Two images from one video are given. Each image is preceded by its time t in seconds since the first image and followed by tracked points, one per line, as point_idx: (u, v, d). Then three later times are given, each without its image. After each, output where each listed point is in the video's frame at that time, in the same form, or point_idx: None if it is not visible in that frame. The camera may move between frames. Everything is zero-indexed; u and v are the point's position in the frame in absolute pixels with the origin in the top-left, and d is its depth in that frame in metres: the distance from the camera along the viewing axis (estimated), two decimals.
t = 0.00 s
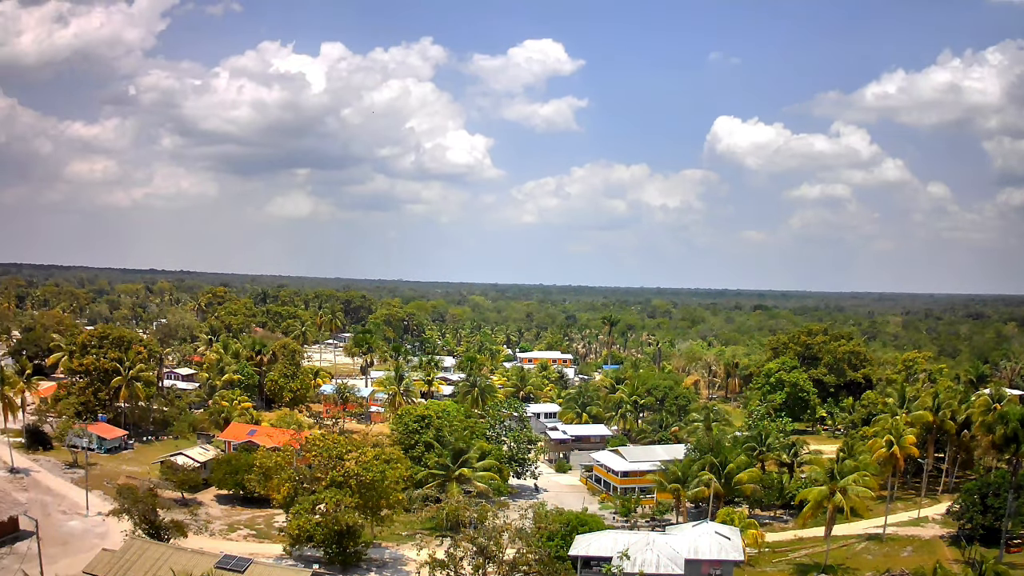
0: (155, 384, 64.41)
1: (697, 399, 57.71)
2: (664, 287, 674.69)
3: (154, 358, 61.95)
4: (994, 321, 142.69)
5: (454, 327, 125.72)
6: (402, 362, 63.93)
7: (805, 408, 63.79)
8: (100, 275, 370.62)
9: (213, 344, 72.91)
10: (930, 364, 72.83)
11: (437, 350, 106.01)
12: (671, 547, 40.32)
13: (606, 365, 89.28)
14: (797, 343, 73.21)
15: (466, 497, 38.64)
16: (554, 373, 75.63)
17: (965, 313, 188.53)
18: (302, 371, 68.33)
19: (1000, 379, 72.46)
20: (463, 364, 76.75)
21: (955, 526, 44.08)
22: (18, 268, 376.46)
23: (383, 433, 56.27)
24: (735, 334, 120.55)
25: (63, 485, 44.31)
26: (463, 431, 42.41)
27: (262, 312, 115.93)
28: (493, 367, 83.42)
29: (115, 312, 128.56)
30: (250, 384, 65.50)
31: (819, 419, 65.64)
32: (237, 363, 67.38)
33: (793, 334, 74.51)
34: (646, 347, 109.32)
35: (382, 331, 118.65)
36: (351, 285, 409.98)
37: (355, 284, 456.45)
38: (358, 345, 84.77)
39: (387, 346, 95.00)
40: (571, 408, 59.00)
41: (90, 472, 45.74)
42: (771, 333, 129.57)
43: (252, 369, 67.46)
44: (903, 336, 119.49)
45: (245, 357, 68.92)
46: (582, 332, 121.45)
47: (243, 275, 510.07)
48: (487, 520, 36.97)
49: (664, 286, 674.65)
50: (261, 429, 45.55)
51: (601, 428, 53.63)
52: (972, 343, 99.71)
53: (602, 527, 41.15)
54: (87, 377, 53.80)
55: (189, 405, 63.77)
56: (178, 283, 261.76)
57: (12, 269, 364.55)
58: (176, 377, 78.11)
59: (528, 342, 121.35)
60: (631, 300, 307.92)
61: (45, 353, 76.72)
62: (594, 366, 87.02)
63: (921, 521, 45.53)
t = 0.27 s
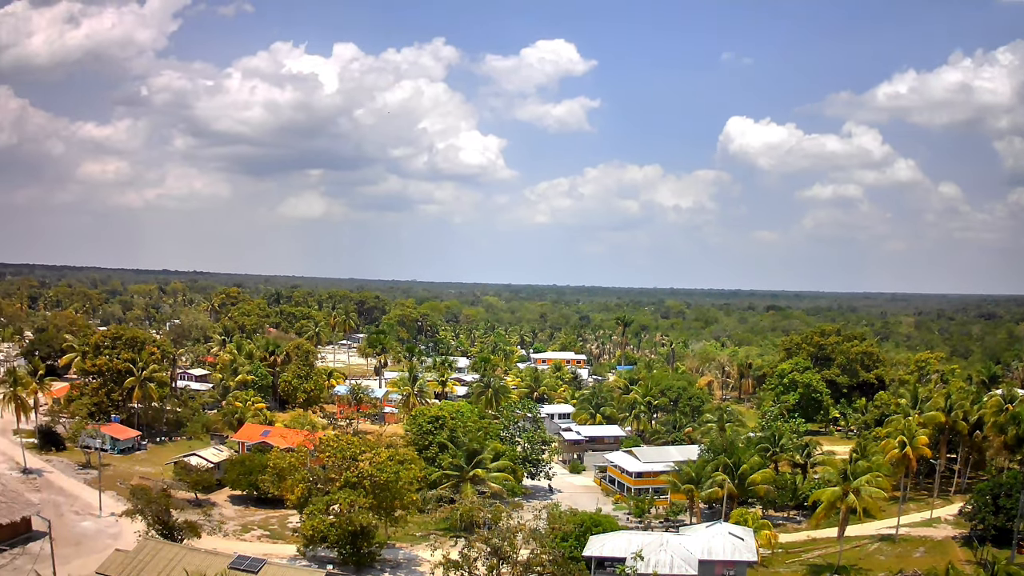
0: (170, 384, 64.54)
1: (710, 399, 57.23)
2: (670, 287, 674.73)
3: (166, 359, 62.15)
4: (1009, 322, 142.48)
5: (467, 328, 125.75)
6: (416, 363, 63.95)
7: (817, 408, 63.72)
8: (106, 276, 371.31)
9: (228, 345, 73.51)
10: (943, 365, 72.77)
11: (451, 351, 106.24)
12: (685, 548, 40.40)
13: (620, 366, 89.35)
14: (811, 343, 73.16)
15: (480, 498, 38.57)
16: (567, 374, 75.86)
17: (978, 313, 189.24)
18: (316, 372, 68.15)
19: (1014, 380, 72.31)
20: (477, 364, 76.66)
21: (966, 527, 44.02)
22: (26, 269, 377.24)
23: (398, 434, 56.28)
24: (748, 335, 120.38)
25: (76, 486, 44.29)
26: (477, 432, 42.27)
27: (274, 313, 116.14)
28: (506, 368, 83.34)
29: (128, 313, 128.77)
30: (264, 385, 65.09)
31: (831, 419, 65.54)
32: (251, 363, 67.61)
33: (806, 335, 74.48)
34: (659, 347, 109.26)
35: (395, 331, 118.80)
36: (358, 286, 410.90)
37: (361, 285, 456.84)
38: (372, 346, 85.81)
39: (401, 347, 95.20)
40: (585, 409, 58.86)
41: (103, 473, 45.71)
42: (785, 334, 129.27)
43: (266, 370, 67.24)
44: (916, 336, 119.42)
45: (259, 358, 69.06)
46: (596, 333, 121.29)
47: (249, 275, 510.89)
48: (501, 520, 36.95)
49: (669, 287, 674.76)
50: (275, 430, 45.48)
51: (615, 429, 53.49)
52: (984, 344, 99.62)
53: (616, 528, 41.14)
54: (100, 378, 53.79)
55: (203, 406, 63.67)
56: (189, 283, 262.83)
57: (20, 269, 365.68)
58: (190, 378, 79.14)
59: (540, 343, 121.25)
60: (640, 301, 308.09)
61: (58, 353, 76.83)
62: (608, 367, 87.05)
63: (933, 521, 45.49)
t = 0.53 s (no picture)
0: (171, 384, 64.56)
1: (710, 400, 57.20)
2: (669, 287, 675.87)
3: (167, 359, 62.13)
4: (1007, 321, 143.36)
5: (468, 328, 125.99)
6: (415, 363, 63.89)
7: (817, 408, 63.70)
8: (107, 276, 371.39)
9: (229, 345, 73.96)
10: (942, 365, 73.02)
11: (451, 351, 106.44)
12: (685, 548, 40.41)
13: (620, 366, 89.39)
14: (810, 343, 73.17)
15: (480, 498, 38.52)
16: (567, 374, 76.16)
17: (977, 313, 189.52)
18: (316, 372, 68.42)
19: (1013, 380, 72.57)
20: (478, 364, 76.79)
21: (967, 527, 43.99)
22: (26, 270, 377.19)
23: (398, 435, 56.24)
24: (749, 334, 120.74)
25: (76, 486, 44.28)
26: (477, 432, 42.23)
27: (275, 313, 116.44)
28: (507, 367, 83.40)
29: (129, 313, 128.66)
30: (265, 385, 65.19)
31: (832, 419, 65.61)
32: (250, 363, 67.54)
33: (806, 335, 74.50)
34: (659, 347, 109.58)
35: (395, 331, 118.62)
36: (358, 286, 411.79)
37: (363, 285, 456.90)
38: (372, 346, 86.66)
39: (401, 347, 95.54)
40: (584, 409, 58.91)
41: (103, 473, 45.69)
42: (785, 334, 129.48)
43: (266, 370, 67.21)
44: (915, 336, 119.93)
45: (259, 358, 69.07)
46: (597, 333, 121.52)
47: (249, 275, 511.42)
48: (501, 520, 36.94)
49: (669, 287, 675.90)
50: (275, 430, 45.45)
51: (615, 429, 53.46)
52: (983, 343, 100.11)
53: (617, 528, 41.09)
54: (100, 378, 53.80)
55: (204, 406, 63.61)
56: (188, 283, 263.14)
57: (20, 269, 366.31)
58: (190, 377, 79.15)
59: (540, 343, 120.85)
60: (641, 301, 308.56)
61: (58, 353, 76.77)
62: (609, 367, 87.16)
63: (934, 521, 45.48)
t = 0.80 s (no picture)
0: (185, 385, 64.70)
1: (726, 400, 57.45)
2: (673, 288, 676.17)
3: (183, 360, 62.02)
4: None
5: (486, 330, 126.21)
6: (430, 364, 63.17)
7: (833, 409, 63.30)
8: (113, 277, 371.74)
9: (244, 347, 74.76)
10: (957, 365, 72.97)
11: (467, 352, 107.03)
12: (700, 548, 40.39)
13: (636, 367, 89.32)
14: (826, 344, 72.77)
15: (496, 499, 38.37)
16: (583, 375, 76.52)
17: (992, 313, 190.82)
18: (332, 373, 67.98)
19: None
20: (494, 365, 76.85)
21: (981, 528, 43.84)
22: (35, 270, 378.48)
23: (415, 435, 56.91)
24: (764, 335, 120.78)
25: (91, 486, 44.23)
26: (494, 432, 42.13)
27: (291, 314, 116.79)
28: (523, 368, 82.48)
29: (145, 314, 129.19)
30: (281, 385, 66.46)
31: (847, 420, 65.55)
32: (266, 364, 68.58)
33: (821, 336, 74.01)
34: (674, 348, 109.31)
35: (410, 332, 119.17)
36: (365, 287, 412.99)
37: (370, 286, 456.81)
38: (389, 346, 86.63)
39: (418, 348, 95.88)
40: (601, 410, 58.86)
41: (117, 473, 45.70)
42: (800, 335, 129.15)
43: (281, 370, 68.29)
44: (930, 336, 120.01)
45: (274, 359, 70.25)
46: (614, 334, 121.59)
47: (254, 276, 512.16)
48: (517, 521, 36.83)
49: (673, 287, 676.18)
50: (291, 431, 45.52)
51: (632, 430, 53.26)
52: (997, 344, 100.14)
53: (632, 528, 40.97)
54: (115, 379, 53.70)
55: (219, 407, 63.81)
56: (194, 284, 264.79)
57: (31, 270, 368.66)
58: (205, 379, 77.86)
59: (556, 344, 121.45)
60: (652, 303, 309.16)
61: (74, 354, 76.97)
62: (624, 367, 87.21)
63: (947, 522, 45.42)
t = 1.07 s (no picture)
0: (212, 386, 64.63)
1: (751, 402, 58.47)
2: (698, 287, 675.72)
3: (211, 362, 61.69)
4: None
5: (514, 332, 126.11)
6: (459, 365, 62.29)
7: (859, 410, 64.04)
8: (170, 278, 373.64)
9: (270, 348, 74.61)
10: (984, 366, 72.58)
11: (496, 353, 106.86)
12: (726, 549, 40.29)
13: (665, 368, 89.01)
14: (852, 345, 72.97)
15: (524, 500, 38.19)
16: (611, 377, 75.25)
17: (1012, 314, 190.15)
18: (360, 373, 67.24)
19: None
20: (523, 366, 76.71)
21: (1005, 529, 43.60)
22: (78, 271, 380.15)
23: (441, 437, 56.91)
24: (792, 336, 120.08)
25: (116, 488, 44.20)
26: (522, 433, 42.02)
27: (317, 315, 117.30)
28: (552, 368, 83.43)
29: (172, 316, 130.01)
30: (309, 387, 67.60)
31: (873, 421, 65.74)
32: (294, 365, 69.03)
33: (848, 337, 74.23)
34: (703, 349, 108.56)
35: (439, 333, 120.16)
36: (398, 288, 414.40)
37: (401, 287, 457.49)
38: (417, 347, 85.24)
39: (446, 350, 95.81)
40: (629, 410, 58.60)
41: (143, 475, 45.70)
42: (827, 336, 128.21)
43: (310, 371, 69.07)
44: (956, 338, 119.07)
45: (302, 360, 70.87)
46: (642, 335, 120.84)
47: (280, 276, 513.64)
48: (544, 522, 36.60)
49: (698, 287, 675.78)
50: (318, 433, 45.58)
51: (659, 431, 53.26)
52: None
53: (659, 530, 40.91)
54: (142, 380, 53.85)
55: (248, 408, 64.29)
56: (253, 287, 266.07)
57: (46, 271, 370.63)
58: (232, 381, 77.03)
59: (586, 343, 122.60)
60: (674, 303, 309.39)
61: (99, 355, 77.36)
62: (653, 369, 87.06)
63: (971, 523, 45.25)
